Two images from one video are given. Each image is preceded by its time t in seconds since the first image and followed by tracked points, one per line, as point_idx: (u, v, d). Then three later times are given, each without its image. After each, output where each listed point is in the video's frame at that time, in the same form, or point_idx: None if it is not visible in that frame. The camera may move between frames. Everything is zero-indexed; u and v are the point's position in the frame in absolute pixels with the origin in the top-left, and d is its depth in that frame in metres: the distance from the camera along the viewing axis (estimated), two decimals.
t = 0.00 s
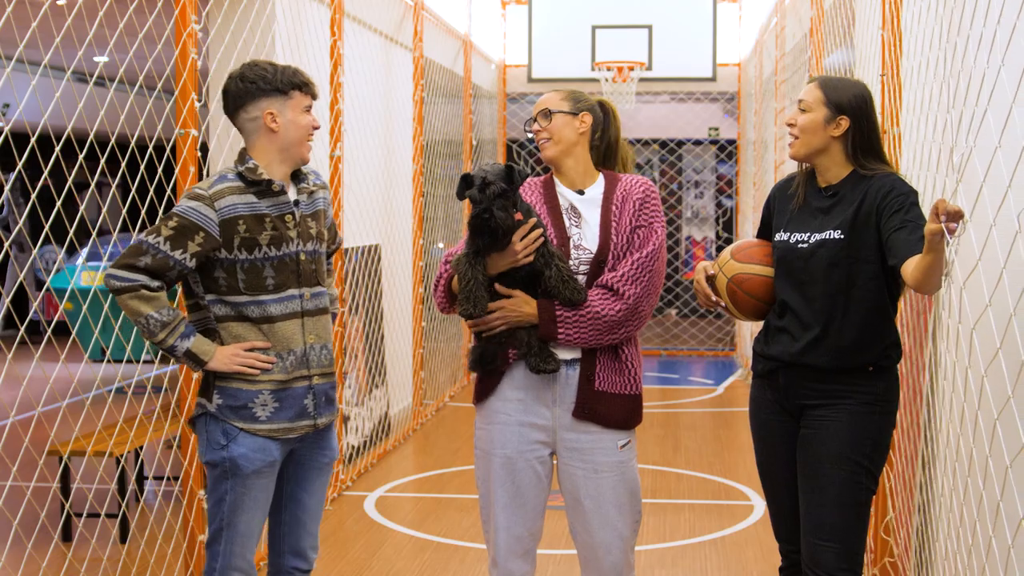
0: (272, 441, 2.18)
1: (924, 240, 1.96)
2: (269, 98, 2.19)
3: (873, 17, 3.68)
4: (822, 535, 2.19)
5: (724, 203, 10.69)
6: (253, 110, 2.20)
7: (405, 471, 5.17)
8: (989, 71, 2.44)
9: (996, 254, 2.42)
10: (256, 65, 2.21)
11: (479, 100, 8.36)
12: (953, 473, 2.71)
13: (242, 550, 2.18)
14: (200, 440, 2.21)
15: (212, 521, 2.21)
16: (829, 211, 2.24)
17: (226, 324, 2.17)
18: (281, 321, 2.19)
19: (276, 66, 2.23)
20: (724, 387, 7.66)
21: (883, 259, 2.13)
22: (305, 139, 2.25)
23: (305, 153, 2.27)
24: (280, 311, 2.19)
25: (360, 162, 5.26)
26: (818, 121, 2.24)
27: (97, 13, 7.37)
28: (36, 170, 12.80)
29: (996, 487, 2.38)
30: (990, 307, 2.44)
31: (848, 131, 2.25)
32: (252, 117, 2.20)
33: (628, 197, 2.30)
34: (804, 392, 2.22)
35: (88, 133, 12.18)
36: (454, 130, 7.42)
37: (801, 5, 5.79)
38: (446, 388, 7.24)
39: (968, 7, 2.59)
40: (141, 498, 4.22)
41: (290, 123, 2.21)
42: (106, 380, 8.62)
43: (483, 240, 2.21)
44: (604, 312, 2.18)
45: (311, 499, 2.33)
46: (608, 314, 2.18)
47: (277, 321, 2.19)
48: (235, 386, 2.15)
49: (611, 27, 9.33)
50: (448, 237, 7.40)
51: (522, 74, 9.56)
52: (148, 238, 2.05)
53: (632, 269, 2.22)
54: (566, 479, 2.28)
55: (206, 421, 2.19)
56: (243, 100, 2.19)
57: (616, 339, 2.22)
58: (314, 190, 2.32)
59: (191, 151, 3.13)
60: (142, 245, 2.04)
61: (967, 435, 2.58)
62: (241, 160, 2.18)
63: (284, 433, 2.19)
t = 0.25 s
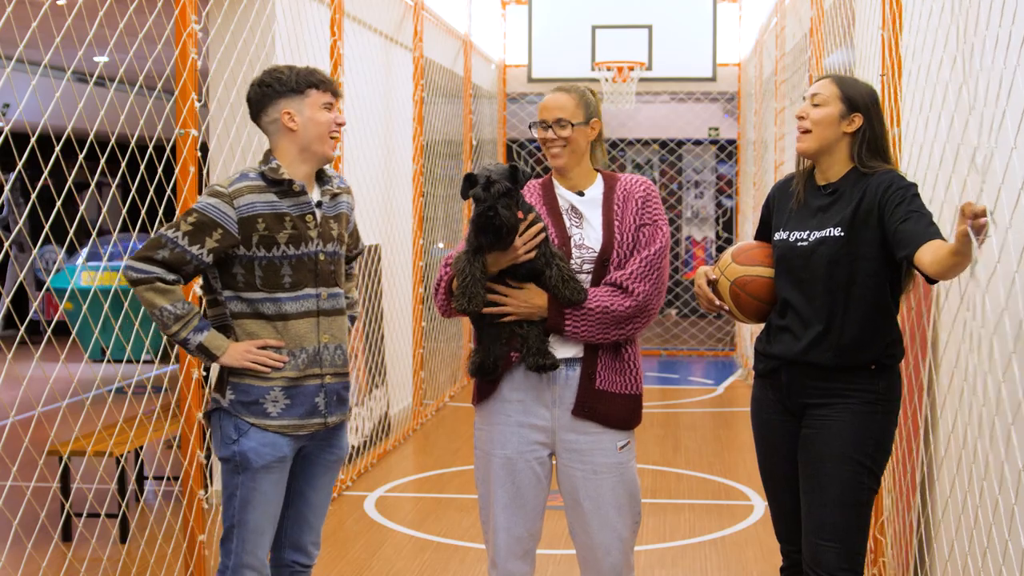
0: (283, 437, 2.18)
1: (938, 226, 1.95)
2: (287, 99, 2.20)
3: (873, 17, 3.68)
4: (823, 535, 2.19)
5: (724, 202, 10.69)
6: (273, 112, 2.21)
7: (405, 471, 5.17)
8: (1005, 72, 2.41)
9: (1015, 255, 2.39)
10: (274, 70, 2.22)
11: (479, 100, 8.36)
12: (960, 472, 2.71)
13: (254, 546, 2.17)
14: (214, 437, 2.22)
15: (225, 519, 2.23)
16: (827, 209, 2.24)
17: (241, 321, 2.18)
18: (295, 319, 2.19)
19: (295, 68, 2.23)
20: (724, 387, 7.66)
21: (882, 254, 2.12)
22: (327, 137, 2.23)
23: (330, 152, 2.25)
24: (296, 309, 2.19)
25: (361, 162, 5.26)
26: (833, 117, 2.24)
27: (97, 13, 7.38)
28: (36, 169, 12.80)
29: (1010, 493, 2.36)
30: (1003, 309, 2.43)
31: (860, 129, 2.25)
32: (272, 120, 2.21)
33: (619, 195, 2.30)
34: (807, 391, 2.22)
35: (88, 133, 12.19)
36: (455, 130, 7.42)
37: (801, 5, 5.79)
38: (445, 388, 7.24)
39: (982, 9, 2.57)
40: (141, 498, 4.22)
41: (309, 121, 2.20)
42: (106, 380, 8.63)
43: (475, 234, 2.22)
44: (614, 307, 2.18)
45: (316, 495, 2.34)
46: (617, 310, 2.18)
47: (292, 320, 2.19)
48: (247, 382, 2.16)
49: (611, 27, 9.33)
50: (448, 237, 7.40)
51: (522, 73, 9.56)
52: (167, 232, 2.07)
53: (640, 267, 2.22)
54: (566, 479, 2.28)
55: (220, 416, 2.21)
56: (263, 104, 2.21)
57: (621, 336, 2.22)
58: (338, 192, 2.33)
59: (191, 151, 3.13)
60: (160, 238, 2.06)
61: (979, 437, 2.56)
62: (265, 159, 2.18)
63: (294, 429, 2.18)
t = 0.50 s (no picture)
0: (292, 433, 2.17)
1: (952, 225, 1.95)
2: (301, 102, 2.23)
3: (872, 17, 3.68)
4: (825, 535, 2.19)
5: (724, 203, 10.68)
6: (288, 114, 2.24)
7: (406, 471, 5.17)
8: (1005, 73, 2.40)
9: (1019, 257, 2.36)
10: (294, 75, 2.25)
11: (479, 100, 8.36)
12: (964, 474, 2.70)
13: (270, 539, 2.17)
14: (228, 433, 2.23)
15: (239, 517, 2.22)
16: (834, 210, 2.24)
17: (252, 319, 2.19)
18: (305, 318, 2.19)
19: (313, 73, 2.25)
20: (724, 387, 7.66)
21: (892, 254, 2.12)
22: (338, 139, 2.23)
23: (343, 154, 2.25)
24: (306, 308, 2.19)
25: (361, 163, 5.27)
26: (829, 123, 2.24)
27: (97, 13, 7.38)
28: (36, 170, 12.81)
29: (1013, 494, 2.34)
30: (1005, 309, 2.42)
31: (856, 130, 2.25)
32: (286, 122, 2.25)
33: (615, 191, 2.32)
34: (811, 390, 2.21)
35: (88, 133, 12.19)
36: (454, 130, 7.42)
37: (801, 5, 5.79)
38: (446, 388, 7.24)
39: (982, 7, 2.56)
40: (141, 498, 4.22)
41: (320, 122, 2.21)
42: (106, 380, 8.63)
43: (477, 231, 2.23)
44: (617, 305, 2.18)
45: (324, 493, 2.34)
46: (621, 308, 2.18)
47: (302, 318, 2.19)
48: (256, 379, 2.16)
49: (611, 27, 9.33)
50: (448, 237, 7.40)
51: (522, 74, 9.56)
52: (183, 228, 2.10)
53: (644, 265, 2.22)
54: (570, 480, 2.27)
55: (232, 413, 2.22)
56: (282, 107, 2.25)
57: (626, 334, 2.22)
58: (358, 193, 2.31)
59: (191, 151, 3.13)
60: (176, 234, 2.09)
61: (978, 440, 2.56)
62: (282, 160, 2.19)
63: (302, 426, 2.18)
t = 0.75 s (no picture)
0: (298, 433, 2.17)
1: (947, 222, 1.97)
2: (304, 103, 2.22)
3: (872, 17, 3.68)
4: (829, 535, 2.18)
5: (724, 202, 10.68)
6: (292, 114, 2.24)
7: (406, 471, 5.18)
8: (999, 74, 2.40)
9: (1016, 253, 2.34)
10: (302, 75, 2.25)
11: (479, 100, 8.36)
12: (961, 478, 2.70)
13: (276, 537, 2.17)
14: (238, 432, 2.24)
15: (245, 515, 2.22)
16: (827, 214, 2.24)
17: (260, 320, 2.19)
18: (312, 317, 2.19)
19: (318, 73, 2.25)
20: (724, 387, 7.66)
21: (887, 255, 2.13)
22: (340, 142, 2.23)
23: (346, 156, 2.25)
24: (313, 308, 2.19)
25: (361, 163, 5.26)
26: (817, 121, 2.24)
27: (97, 13, 7.38)
28: (36, 169, 12.81)
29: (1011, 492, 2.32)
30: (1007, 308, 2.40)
31: (846, 130, 2.26)
32: (291, 123, 2.24)
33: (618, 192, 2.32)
34: (813, 391, 2.21)
35: (88, 133, 12.19)
36: (454, 130, 7.42)
37: (801, 5, 5.78)
38: (446, 388, 7.24)
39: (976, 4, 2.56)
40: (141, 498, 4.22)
41: (324, 125, 2.21)
42: (106, 380, 8.63)
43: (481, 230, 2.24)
44: (613, 305, 2.18)
45: (329, 492, 2.34)
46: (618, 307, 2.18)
47: (309, 318, 2.19)
48: (265, 379, 2.17)
49: (611, 27, 9.33)
50: (448, 237, 7.40)
51: (522, 74, 9.56)
52: (190, 230, 2.09)
53: (643, 265, 2.21)
54: (570, 480, 2.27)
55: (239, 413, 2.23)
56: (285, 107, 2.25)
57: (624, 335, 2.22)
58: (364, 193, 2.32)
59: (191, 151, 3.13)
60: (184, 236, 2.09)
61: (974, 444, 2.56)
62: (289, 161, 2.19)
63: (310, 426, 2.18)
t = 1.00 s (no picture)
0: (306, 432, 2.18)
1: (938, 212, 1.95)
2: (295, 106, 2.23)
3: (872, 17, 3.68)
4: (813, 535, 2.19)
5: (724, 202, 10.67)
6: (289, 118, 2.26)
7: (406, 471, 5.17)
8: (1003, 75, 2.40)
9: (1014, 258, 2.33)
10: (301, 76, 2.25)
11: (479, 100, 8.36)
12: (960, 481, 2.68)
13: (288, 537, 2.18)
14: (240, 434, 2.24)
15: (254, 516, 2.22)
16: (820, 210, 2.25)
17: (264, 321, 2.18)
18: (316, 318, 2.20)
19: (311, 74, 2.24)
20: (724, 387, 7.66)
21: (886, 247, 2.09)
22: (328, 143, 2.21)
23: (335, 155, 2.22)
24: (317, 308, 2.20)
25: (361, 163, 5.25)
26: (824, 119, 2.24)
27: (97, 13, 7.38)
28: (36, 169, 12.81)
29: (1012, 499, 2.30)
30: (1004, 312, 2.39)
31: (852, 130, 2.26)
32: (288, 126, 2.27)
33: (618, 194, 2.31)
34: (798, 389, 2.23)
35: (88, 133, 12.19)
36: (455, 130, 7.42)
37: (801, 5, 5.78)
38: (446, 388, 7.24)
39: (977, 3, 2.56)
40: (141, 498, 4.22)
41: (311, 126, 2.21)
42: (106, 380, 8.63)
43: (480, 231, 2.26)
44: (612, 308, 2.17)
45: (332, 492, 2.34)
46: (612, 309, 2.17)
47: (313, 319, 2.19)
48: (270, 380, 2.17)
49: (611, 27, 9.33)
50: (448, 237, 7.40)
51: (522, 73, 9.56)
52: (193, 232, 2.09)
53: (645, 268, 2.20)
54: (570, 480, 2.27)
55: (244, 414, 2.22)
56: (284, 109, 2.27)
57: (625, 337, 2.21)
58: (363, 194, 2.32)
59: (191, 151, 3.13)
60: (186, 238, 2.08)
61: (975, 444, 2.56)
62: (289, 162, 2.20)
63: (316, 425, 2.18)
